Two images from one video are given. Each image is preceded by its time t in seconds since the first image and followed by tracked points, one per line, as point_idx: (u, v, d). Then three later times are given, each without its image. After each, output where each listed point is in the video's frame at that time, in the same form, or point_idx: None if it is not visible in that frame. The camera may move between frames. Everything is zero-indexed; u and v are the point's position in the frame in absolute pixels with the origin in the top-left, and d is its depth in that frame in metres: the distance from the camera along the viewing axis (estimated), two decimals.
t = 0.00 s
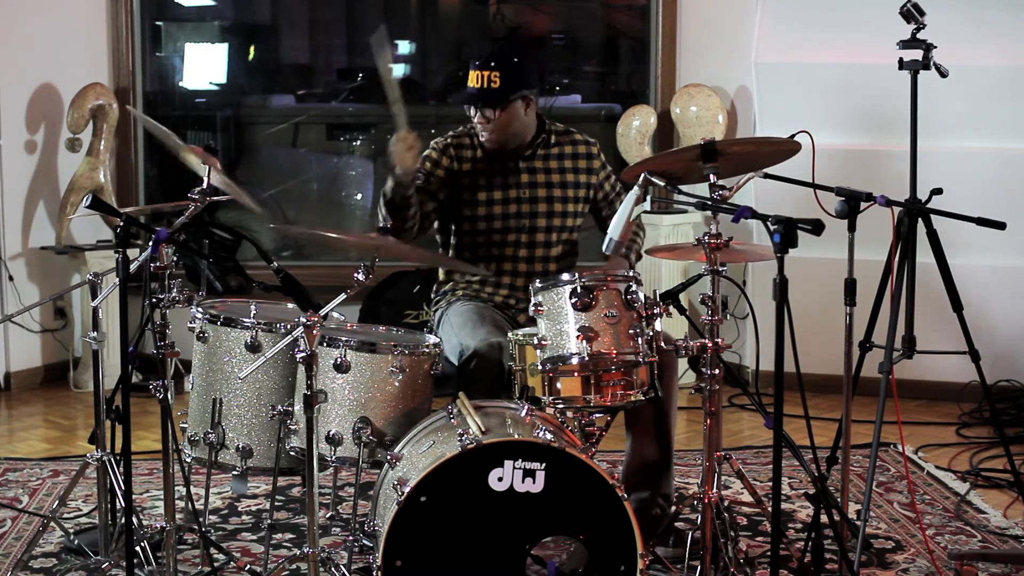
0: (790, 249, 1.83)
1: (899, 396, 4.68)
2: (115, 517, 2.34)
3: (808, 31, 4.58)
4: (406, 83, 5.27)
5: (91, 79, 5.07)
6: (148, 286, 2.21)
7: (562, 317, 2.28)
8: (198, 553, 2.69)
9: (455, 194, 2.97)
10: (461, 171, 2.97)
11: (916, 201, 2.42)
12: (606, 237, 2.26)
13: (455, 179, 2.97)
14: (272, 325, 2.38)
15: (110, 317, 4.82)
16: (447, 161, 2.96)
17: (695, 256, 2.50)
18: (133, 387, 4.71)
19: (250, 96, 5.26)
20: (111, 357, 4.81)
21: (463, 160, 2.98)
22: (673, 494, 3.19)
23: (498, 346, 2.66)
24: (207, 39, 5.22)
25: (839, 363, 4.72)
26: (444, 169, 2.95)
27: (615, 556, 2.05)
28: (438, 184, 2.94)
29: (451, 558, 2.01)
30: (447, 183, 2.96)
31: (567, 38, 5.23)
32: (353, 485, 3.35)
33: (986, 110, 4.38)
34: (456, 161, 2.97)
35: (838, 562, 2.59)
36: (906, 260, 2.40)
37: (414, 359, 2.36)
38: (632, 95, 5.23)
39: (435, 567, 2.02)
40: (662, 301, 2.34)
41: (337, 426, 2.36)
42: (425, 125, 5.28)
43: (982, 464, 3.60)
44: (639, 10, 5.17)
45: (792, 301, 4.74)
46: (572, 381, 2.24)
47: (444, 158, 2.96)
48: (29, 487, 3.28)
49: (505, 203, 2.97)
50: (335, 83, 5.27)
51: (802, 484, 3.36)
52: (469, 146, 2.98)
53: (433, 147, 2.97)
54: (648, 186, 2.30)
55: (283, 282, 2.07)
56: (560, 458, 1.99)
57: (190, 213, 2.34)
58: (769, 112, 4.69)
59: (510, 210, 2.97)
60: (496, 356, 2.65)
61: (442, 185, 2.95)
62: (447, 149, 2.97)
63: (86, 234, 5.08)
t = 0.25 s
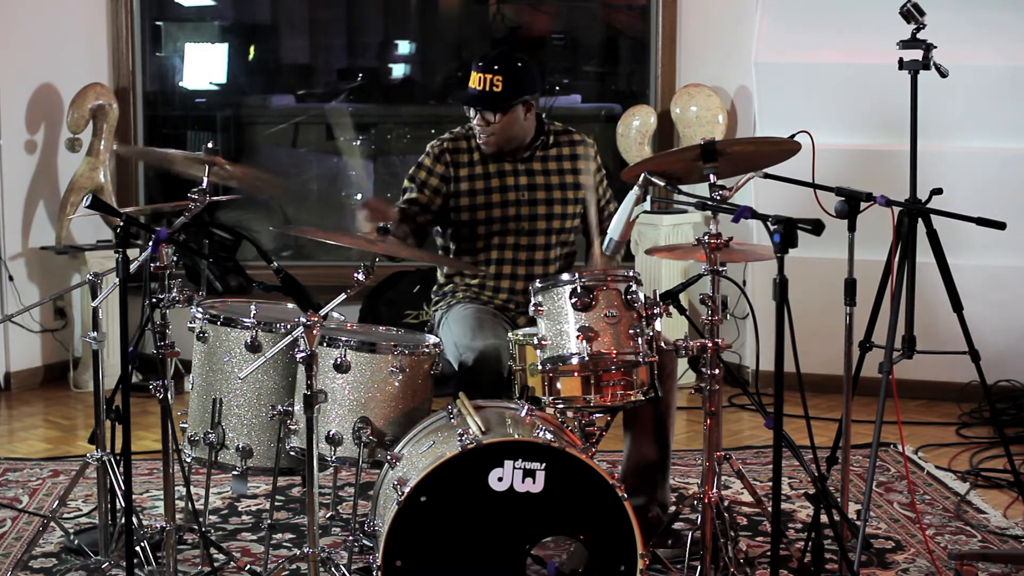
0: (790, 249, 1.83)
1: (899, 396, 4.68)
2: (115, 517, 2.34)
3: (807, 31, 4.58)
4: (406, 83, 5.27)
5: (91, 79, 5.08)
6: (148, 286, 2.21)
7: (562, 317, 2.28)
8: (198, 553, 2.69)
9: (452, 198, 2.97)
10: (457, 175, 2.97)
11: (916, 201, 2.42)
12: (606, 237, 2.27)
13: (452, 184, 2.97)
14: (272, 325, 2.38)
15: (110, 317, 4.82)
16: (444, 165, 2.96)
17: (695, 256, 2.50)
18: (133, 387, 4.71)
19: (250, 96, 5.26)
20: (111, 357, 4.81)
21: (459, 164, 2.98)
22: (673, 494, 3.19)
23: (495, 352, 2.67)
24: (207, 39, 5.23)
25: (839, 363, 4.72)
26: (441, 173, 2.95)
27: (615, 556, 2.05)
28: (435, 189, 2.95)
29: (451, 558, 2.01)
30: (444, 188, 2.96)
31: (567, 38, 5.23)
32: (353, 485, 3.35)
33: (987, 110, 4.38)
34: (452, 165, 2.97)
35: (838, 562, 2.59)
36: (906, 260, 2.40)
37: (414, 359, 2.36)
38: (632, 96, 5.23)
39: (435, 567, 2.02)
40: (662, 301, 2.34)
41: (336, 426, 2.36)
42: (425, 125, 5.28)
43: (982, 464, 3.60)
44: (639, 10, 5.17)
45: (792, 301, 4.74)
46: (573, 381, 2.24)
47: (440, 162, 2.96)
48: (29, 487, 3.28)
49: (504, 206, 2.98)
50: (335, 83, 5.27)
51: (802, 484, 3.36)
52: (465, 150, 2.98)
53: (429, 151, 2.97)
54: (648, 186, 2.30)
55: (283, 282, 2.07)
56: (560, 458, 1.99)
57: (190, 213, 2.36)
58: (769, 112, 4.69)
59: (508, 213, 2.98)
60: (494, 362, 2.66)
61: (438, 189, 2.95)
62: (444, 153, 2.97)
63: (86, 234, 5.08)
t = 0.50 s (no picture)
0: (789, 249, 1.83)
1: (899, 396, 4.68)
2: (115, 517, 2.34)
3: (807, 31, 4.58)
4: (406, 83, 5.27)
5: (91, 79, 5.08)
6: (148, 286, 2.21)
7: (562, 317, 2.28)
8: (198, 553, 2.69)
9: (454, 196, 2.97)
10: (458, 173, 2.98)
11: (916, 201, 2.42)
12: (606, 237, 2.27)
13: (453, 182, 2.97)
14: (272, 325, 2.38)
15: (110, 317, 4.82)
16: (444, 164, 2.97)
17: (696, 256, 2.50)
18: (133, 387, 4.71)
19: (250, 96, 5.26)
20: (111, 357, 4.81)
21: (459, 162, 2.98)
22: (673, 494, 3.19)
23: (492, 354, 2.67)
24: (207, 39, 5.23)
25: (839, 363, 4.72)
26: (442, 171, 2.95)
27: (615, 556, 2.05)
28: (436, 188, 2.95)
29: (451, 557, 2.01)
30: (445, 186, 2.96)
31: (567, 38, 5.23)
32: (353, 485, 3.35)
33: (986, 110, 4.38)
34: (452, 164, 2.97)
35: (839, 562, 2.59)
36: (906, 260, 2.41)
37: (414, 359, 2.35)
38: (632, 96, 5.23)
39: (435, 567, 2.02)
40: (662, 301, 2.34)
41: (336, 426, 2.36)
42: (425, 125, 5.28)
43: (982, 464, 3.60)
44: (639, 10, 5.17)
45: (792, 301, 4.74)
46: (573, 381, 2.24)
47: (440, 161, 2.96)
48: (29, 487, 3.28)
49: (505, 200, 2.98)
50: (335, 83, 5.27)
51: (802, 484, 3.36)
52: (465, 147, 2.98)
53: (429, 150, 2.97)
54: (648, 185, 2.29)
55: (283, 283, 2.07)
56: (559, 458, 1.99)
57: (190, 213, 2.36)
58: (769, 112, 4.69)
59: (509, 207, 2.98)
60: (490, 364, 2.65)
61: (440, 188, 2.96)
62: (444, 151, 2.97)
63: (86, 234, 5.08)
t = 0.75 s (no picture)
0: (789, 249, 1.83)
1: (899, 396, 4.68)
2: (115, 517, 2.34)
3: (807, 31, 4.58)
4: (406, 83, 5.27)
5: (91, 78, 5.08)
6: (148, 286, 2.21)
7: (562, 317, 2.28)
8: (198, 553, 2.69)
9: (448, 198, 3.02)
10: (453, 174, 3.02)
11: (916, 201, 2.42)
12: (606, 237, 2.27)
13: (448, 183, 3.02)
14: (272, 325, 2.38)
15: (110, 317, 4.82)
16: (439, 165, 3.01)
17: (696, 256, 2.50)
18: (133, 387, 4.71)
19: (249, 96, 5.26)
20: (111, 357, 4.81)
21: (455, 163, 3.02)
22: (673, 494, 3.19)
23: (494, 354, 2.67)
24: (207, 39, 5.23)
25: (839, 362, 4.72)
26: (434, 174, 3.01)
27: (615, 556, 2.04)
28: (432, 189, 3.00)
29: (451, 558, 2.01)
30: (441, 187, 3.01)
31: (567, 38, 5.23)
32: (353, 485, 3.35)
33: (986, 110, 4.38)
34: (448, 165, 3.02)
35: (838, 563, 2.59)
36: (906, 260, 2.41)
37: (414, 359, 2.36)
38: (632, 95, 5.23)
39: (435, 567, 2.02)
40: (662, 301, 2.34)
41: (336, 426, 2.36)
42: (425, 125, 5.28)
43: (982, 464, 3.60)
44: (639, 10, 5.17)
45: (792, 301, 4.74)
46: (573, 381, 2.24)
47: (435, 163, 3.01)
48: (29, 487, 3.28)
49: (499, 201, 3.01)
50: (335, 83, 5.27)
51: (802, 484, 3.36)
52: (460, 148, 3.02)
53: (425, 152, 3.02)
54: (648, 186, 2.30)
55: (283, 282, 2.07)
56: (559, 458, 1.99)
57: (190, 213, 2.37)
58: (769, 113, 4.69)
59: (503, 208, 3.01)
60: (493, 364, 2.65)
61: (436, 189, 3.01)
62: (439, 153, 3.01)
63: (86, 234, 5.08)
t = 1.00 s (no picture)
0: (789, 249, 1.83)
1: (899, 397, 4.68)
2: (115, 517, 2.34)
3: (807, 31, 4.58)
4: (406, 83, 5.27)
5: (91, 79, 5.08)
6: (148, 286, 2.21)
7: (562, 317, 2.28)
8: (198, 553, 2.69)
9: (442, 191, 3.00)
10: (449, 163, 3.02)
11: (916, 201, 2.42)
12: (606, 237, 2.29)
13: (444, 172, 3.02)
14: (272, 325, 2.38)
15: (110, 317, 4.82)
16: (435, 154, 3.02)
17: (696, 256, 2.50)
18: (133, 387, 4.71)
19: (249, 96, 5.26)
20: (111, 358, 4.81)
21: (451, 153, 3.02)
22: (674, 495, 3.19)
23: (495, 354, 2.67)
24: (207, 39, 5.23)
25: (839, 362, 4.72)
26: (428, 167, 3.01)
27: (615, 556, 2.04)
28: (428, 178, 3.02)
29: (451, 558, 2.01)
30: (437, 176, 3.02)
31: (567, 38, 5.23)
32: (353, 485, 3.35)
33: (986, 110, 4.38)
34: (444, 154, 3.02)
35: (838, 563, 2.59)
36: (906, 260, 2.41)
37: (414, 359, 2.36)
38: (632, 96, 5.23)
39: (435, 567, 2.02)
40: (662, 301, 2.34)
41: (337, 426, 2.36)
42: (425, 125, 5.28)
43: (982, 464, 3.60)
44: (639, 10, 5.17)
45: (792, 301, 4.74)
46: (573, 381, 2.24)
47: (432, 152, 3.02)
48: (29, 488, 3.28)
49: (492, 194, 2.98)
50: (335, 83, 5.27)
51: (802, 484, 3.36)
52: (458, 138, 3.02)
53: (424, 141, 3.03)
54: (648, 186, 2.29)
55: (283, 283, 2.07)
56: (559, 458, 1.99)
57: (190, 213, 2.36)
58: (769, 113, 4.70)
59: (497, 201, 2.98)
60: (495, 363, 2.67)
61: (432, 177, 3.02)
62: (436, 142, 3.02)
63: (86, 234, 5.08)
